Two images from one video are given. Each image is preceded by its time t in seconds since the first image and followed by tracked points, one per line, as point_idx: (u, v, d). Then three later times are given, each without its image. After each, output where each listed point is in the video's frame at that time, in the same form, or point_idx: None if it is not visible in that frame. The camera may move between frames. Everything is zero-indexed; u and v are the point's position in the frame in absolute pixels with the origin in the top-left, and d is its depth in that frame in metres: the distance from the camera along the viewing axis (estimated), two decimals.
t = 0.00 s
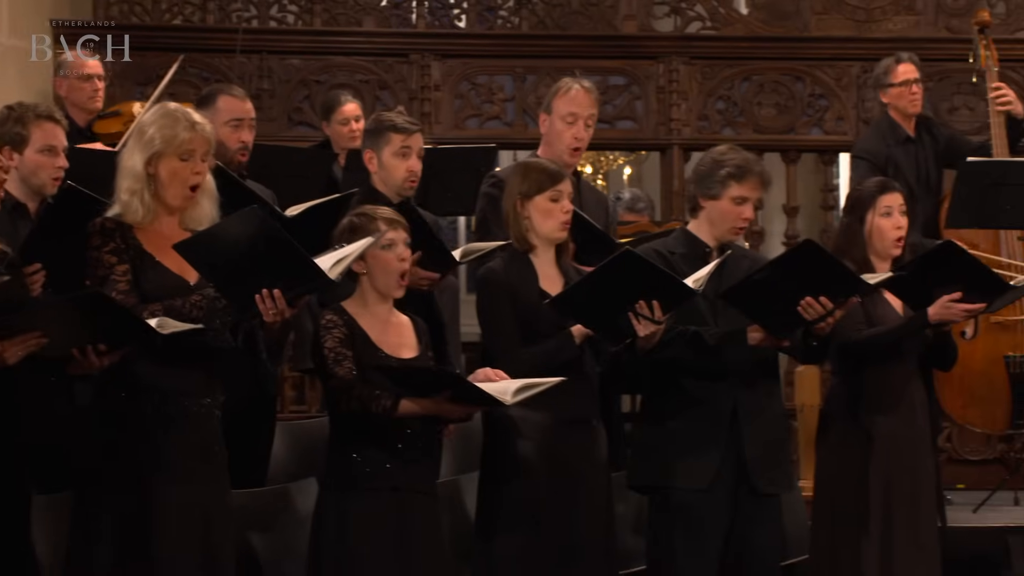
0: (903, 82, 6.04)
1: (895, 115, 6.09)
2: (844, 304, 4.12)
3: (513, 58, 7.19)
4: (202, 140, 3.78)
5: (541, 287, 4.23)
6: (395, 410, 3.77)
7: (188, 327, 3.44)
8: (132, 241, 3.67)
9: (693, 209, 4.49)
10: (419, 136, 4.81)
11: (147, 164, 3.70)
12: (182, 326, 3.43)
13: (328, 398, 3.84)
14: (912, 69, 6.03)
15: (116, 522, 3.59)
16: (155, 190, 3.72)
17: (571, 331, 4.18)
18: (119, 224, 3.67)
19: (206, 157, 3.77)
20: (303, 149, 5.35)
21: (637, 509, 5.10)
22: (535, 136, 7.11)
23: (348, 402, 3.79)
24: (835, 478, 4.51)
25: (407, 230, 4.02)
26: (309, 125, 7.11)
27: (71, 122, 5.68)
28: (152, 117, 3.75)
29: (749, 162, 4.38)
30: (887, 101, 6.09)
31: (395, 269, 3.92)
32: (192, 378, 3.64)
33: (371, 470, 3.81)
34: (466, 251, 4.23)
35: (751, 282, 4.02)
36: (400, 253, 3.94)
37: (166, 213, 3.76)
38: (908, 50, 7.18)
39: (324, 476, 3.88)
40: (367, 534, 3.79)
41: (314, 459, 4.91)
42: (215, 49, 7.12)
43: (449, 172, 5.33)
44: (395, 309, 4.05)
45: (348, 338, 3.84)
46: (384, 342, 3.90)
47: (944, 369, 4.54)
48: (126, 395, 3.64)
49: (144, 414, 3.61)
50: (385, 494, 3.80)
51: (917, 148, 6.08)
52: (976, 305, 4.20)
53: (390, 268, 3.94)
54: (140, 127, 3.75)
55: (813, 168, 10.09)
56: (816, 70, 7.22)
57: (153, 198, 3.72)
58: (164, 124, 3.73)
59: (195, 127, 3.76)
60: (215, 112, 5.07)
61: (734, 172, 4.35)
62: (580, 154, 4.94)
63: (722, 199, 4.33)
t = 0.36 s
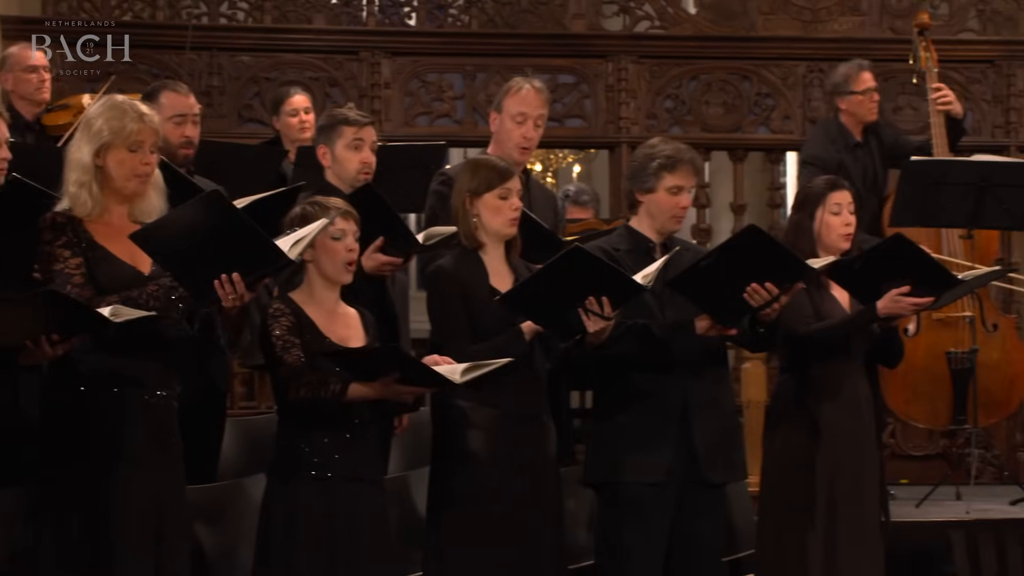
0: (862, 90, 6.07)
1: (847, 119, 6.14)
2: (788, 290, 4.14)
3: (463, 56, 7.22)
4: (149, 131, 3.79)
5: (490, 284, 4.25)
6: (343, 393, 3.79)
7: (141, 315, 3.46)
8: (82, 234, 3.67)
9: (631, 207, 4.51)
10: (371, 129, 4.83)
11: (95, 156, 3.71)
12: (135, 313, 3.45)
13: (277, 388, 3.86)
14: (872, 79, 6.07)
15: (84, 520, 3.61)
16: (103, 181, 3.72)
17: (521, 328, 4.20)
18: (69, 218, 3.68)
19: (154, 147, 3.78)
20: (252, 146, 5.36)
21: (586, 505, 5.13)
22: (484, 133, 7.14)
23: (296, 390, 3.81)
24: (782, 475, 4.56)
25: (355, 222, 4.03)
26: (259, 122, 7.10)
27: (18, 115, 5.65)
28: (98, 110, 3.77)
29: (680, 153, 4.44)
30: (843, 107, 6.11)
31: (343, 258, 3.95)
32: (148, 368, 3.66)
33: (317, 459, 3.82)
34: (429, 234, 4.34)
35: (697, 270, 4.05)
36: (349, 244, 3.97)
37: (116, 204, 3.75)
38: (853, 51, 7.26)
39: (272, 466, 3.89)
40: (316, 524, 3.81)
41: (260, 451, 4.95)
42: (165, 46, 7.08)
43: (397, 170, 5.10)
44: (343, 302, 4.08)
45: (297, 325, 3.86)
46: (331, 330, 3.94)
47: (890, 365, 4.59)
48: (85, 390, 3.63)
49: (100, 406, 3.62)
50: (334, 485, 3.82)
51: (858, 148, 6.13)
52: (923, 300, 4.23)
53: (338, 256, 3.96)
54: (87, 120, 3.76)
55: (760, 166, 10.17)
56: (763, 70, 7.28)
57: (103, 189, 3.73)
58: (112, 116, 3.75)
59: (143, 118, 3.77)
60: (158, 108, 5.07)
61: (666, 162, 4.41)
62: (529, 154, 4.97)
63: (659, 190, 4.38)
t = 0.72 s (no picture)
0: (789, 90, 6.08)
1: (779, 120, 6.18)
2: (736, 287, 4.21)
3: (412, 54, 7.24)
4: (101, 130, 3.78)
5: (437, 282, 4.26)
6: (298, 392, 3.80)
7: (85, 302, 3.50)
8: (30, 231, 3.68)
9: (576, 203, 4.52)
10: (320, 124, 4.86)
11: (47, 152, 3.69)
12: (76, 299, 3.49)
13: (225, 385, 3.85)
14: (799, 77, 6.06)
15: (35, 516, 3.61)
16: (54, 178, 3.72)
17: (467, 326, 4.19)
18: (19, 214, 3.67)
19: (105, 146, 3.77)
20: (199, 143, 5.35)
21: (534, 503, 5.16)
22: (432, 131, 7.16)
23: (249, 389, 3.80)
24: (729, 470, 4.59)
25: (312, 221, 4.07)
26: (207, 119, 7.09)
27: None
28: (49, 105, 3.74)
29: (626, 151, 4.46)
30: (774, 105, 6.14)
31: (295, 255, 3.97)
32: (98, 364, 3.67)
33: (268, 455, 3.82)
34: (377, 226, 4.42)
35: (647, 270, 4.09)
36: (302, 242, 3.99)
37: (66, 200, 3.76)
38: (797, 51, 7.33)
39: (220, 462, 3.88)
40: (266, 520, 3.81)
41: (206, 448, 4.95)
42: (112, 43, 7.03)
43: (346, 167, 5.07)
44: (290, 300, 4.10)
45: (246, 322, 3.88)
46: (278, 324, 3.96)
47: (833, 364, 4.65)
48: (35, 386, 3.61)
49: (53, 402, 3.60)
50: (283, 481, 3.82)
51: (802, 150, 6.19)
52: (869, 297, 4.30)
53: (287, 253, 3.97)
54: (37, 115, 3.73)
55: (705, 164, 10.25)
56: (708, 69, 7.34)
57: (53, 185, 3.72)
58: (65, 113, 3.72)
59: (95, 117, 3.76)
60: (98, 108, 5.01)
61: (613, 160, 4.43)
62: (474, 152, 5.00)
63: (605, 187, 4.40)
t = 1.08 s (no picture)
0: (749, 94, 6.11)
1: (733, 119, 6.21)
2: (679, 292, 4.25)
3: (353, 52, 7.25)
4: (47, 131, 3.75)
5: (377, 280, 4.25)
6: (247, 395, 3.75)
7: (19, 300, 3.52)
8: None
9: (515, 202, 4.54)
10: (260, 121, 4.84)
11: None
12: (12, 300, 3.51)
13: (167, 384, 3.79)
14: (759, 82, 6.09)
15: None
16: None
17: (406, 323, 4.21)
18: None
19: (50, 147, 3.74)
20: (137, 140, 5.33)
21: (473, 500, 5.21)
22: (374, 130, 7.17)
23: (197, 391, 3.72)
24: (665, 468, 4.63)
25: (255, 220, 4.06)
26: (148, 116, 7.06)
27: None
28: None
29: (567, 149, 4.47)
30: (728, 106, 6.19)
31: (239, 256, 3.95)
32: (38, 367, 3.66)
33: (205, 451, 3.77)
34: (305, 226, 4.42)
35: (595, 276, 4.10)
36: (246, 243, 3.98)
37: (6, 198, 3.74)
38: (736, 52, 7.39)
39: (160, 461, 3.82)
40: (209, 523, 3.76)
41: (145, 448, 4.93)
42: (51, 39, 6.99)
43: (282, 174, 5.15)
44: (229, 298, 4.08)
45: (190, 325, 3.81)
46: (219, 322, 3.93)
47: (768, 364, 4.70)
48: None
49: None
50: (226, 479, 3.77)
51: (748, 151, 6.21)
52: (806, 297, 4.35)
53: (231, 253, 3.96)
54: None
55: (645, 164, 10.31)
56: (648, 69, 7.39)
57: None
58: (12, 112, 3.70)
59: (42, 118, 3.73)
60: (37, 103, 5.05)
61: (554, 158, 4.44)
62: (406, 152, 5.02)
63: (546, 185, 4.41)
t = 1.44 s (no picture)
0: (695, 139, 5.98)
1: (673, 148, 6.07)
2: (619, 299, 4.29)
3: (291, 49, 7.24)
4: None
5: (315, 278, 4.24)
6: (189, 397, 3.74)
7: None
8: None
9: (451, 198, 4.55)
10: (197, 120, 4.76)
11: None
12: None
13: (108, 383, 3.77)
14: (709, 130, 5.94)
15: None
16: None
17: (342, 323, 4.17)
18: None
19: None
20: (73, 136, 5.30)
21: (410, 496, 5.21)
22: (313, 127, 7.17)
23: (140, 392, 3.70)
24: (601, 463, 4.67)
25: (191, 213, 4.06)
26: (85, 112, 7.02)
27: None
28: None
29: (506, 148, 4.49)
30: (674, 145, 6.02)
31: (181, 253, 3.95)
32: None
33: (144, 449, 3.76)
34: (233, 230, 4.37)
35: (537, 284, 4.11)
36: (185, 238, 3.98)
37: None
38: (673, 51, 7.44)
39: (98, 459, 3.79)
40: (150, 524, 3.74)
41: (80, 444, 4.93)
42: None
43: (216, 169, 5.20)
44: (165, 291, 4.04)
45: (131, 326, 3.77)
46: (159, 319, 3.91)
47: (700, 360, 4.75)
48: None
49: None
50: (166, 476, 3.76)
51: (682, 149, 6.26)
52: (741, 299, 4.39)
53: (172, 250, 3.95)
54: None
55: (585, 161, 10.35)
56: (586, 67, 7.42)
57: None
58: None
59: None
60: None
61: (494, 156, 4.46)
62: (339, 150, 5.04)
63: (485, 183, 4.43)
